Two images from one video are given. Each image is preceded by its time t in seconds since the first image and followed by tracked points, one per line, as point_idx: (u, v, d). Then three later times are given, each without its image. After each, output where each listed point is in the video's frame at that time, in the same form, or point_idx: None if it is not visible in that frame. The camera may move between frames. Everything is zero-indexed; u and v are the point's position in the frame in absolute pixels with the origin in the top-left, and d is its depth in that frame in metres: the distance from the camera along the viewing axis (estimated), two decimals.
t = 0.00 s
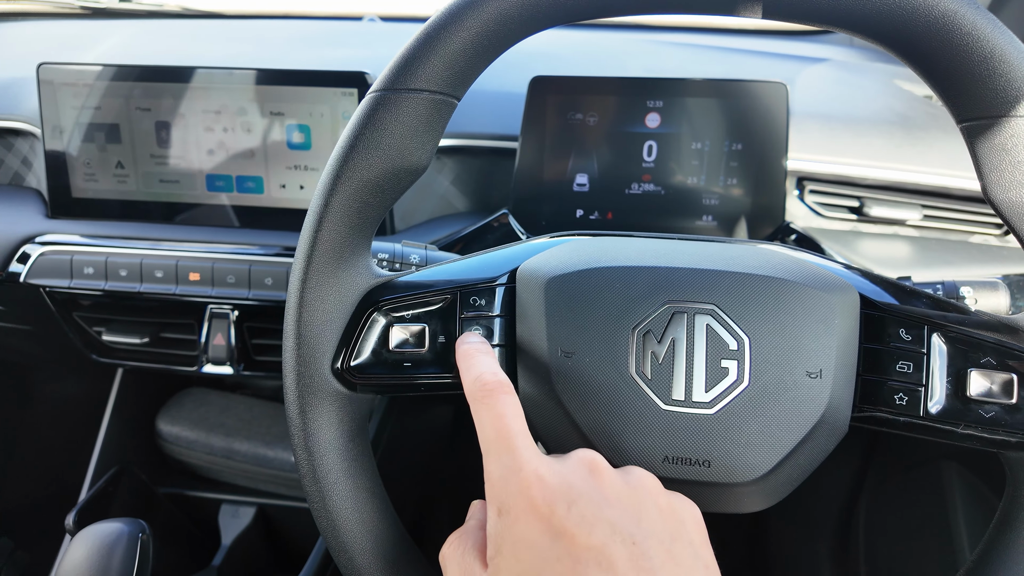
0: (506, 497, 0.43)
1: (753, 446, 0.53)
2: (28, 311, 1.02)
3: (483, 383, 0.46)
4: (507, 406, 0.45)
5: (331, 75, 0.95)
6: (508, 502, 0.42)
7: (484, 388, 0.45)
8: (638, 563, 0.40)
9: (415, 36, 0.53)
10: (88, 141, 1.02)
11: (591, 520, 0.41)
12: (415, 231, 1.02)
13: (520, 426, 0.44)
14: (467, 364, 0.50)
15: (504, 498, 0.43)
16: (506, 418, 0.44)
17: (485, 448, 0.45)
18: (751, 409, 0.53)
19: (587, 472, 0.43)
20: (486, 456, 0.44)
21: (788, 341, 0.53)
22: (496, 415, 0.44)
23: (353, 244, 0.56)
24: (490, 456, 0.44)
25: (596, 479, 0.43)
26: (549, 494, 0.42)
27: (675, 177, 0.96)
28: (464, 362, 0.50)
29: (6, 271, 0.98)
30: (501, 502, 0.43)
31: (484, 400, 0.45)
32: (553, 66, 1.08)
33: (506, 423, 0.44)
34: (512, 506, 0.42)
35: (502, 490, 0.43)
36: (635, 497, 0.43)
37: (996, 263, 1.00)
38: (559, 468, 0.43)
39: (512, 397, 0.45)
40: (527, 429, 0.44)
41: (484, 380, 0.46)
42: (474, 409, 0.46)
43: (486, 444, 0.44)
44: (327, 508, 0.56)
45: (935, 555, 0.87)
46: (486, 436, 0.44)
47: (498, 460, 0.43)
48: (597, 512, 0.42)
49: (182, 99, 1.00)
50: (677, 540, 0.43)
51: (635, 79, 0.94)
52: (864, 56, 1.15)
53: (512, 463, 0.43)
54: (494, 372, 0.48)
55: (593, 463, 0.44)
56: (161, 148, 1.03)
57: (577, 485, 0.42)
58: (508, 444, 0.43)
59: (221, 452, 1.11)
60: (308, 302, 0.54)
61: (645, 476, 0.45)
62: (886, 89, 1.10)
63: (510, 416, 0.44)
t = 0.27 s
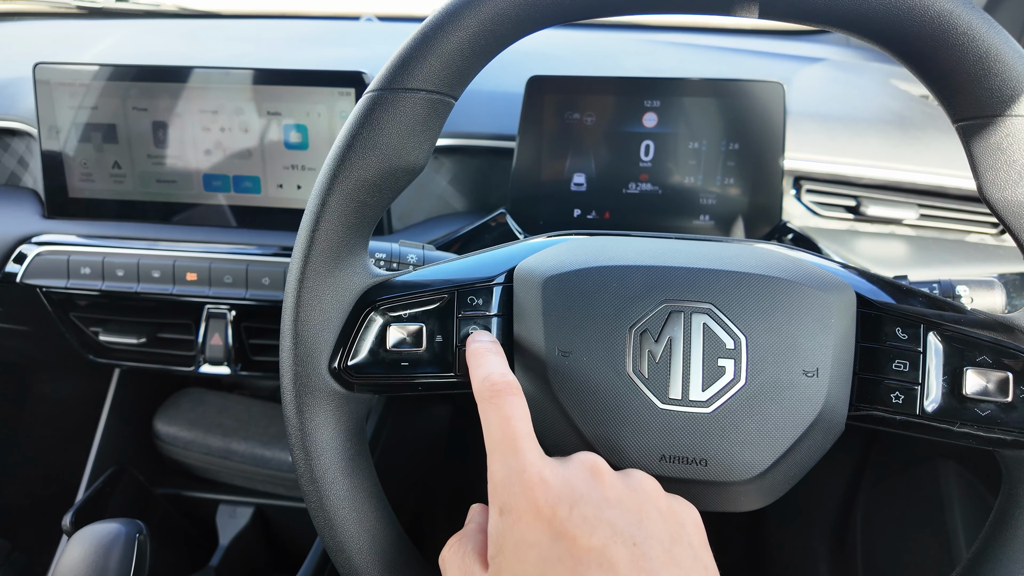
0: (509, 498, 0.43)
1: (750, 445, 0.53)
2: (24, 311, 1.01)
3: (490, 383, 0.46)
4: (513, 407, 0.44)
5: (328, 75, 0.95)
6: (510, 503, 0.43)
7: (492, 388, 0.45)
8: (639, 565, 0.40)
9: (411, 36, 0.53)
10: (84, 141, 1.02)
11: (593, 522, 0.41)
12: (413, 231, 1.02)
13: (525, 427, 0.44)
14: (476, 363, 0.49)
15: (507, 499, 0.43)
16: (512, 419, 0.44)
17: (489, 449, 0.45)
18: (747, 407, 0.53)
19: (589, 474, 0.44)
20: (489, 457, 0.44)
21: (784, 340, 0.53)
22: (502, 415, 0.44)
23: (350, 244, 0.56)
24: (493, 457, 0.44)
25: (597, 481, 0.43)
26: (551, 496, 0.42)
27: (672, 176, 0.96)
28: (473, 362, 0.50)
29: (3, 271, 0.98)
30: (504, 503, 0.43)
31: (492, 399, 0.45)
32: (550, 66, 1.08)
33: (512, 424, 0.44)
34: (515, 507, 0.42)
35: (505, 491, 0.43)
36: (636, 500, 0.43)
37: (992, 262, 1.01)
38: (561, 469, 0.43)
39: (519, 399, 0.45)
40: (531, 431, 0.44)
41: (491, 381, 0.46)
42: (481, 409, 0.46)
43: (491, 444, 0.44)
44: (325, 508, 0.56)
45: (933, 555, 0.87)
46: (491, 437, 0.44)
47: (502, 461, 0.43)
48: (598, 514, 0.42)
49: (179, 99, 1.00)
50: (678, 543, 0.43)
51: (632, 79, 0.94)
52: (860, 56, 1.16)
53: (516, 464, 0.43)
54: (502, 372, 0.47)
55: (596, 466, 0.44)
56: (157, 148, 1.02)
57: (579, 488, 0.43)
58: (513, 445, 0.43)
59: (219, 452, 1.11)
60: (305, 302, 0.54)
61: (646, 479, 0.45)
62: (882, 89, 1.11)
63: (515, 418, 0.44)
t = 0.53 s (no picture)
0: (521, 494, 0.42)
1: (749, 445, 0.53)
2: (20, 312, 1.01)
3: (501, 370, 0.44)
4: (526, 398, 0.42)
5: (325, 74, 0.95)
6: (523, 500, 0.42)
7: (504, 375, 0.43)
8: (652, 567, 0.41)
9: (408, 34, 0.53)
10: (80, 140, 1.01)
11: (607, 523, 0.41)
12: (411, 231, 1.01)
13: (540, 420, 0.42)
14: (484, 348, 0.47)
15: (520, 496, 0.42)
16: (525, 412, 0.42)
17: (499, 440, 0.43)
18: (746, 407, 0.53)
19: (603, 472, 0.43)
20: (498, 449, 0.43)
21: (783, 339, 0.53)
22: (515, 407, 0.42)
23: (347, 244, 0.55)
24: (504, 450, 0.42)
25: (612, 479, 0.43)
26: (566, 494, 0.42)
27: (670, 176, 0.96)
28: (479, 346, 0.47)
29: None
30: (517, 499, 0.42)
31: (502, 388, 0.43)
32: (548, 65, 1.08)
33: (525, 416, 0.42)
34: (528, 504, 0.42)
35: (517, 486, 0.42)
36: (648, 499, 0.44)
37: (990, 262, 1.01)
38: (576, 467, 0.43)
39: (532, 388, 0.43)
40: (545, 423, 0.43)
41: (501, 367, 0.44)
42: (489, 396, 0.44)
43: (501, 436, 0.42)
44: (322, 509, 0.56)
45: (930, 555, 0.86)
46: (501, 428, 0.42)
47: (515, 455, 0.42)
48: (612, 514, 0.42)
49: (176, 98, 1.00)
50: (689, 543, 0.43)
51: (630, 79, 0.94)
52: (858, 55, 1.16)
53: (530, 459, 0.42)
54: (512, 359, 0.45)
55: (609, 462, 0.44)
56: (154, 148, 1.02)
57: (593, 486, 0.42)
58: (526, 438, 0.42)
59: (216, 453, 1.10)
60: (302, 302, 0.54)
61: (657, 476, 0.45)
62: (880, 89, 1.11)
63: (529, 410, 0.42)
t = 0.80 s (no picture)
0: (518, 494, 0.42)
1: (750, 446, 0.53)
2: (20, 313, 1.01)
3: (499, 378, 0.46)
4: (523, 403, 0.44)
5: (325, 76, 0.95)
6: (520, 500, 0.42)
7: (502, 383, 0.45)
8: (648, 563, 0.40)
9: (410, 37, 0.53)
10: (80, 142, 1.01)
11: (603, 520, 0.41)
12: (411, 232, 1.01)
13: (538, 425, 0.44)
14: (483, 359, 0.49)
15: (517, 496, 0.42)
16: (522, 416, 0.44)
17: (497, 445, 0.44)
18: (748, 408, 0.53)
19: (598, 471, 0.43)
20: (497, 453, 0.44)
21: (784, 340, 0.53)
22: (513, 412, 0.44)
23: (349, 246, 0.55)
24: (502, 454, 0.44)
25: (607, 479, 0.43)
26: (562, 493, 0.42)
27: (670, 177, 0.96)
28: (479, 357, 0.50)
29: None
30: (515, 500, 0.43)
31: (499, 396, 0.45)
32: (548, 66, 1.08)
33: (522, 420, 0.44)
34: (526, 504, 0.42)
35: (514, 487, 0.43)
36: (644, 498, 0.43)
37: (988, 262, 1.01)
38: (571, 467, 0.43)
39: (529, 394, 0.45)
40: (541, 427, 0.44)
41: (499, 376, 0.46)
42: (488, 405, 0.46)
43: (500, 440, 0.44)
44: (325, 510, 0.56)
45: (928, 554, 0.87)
46: (499, 433, 0.44)
47: (513, 457, 0.43)
48: (608, 512, 0.42)
49: (176, 100, 1.00)
50: (685, 541, 0.43)
51: (630, 80, 0.94)
52: (857, 56, 1.16)
53: (527, 460, 0.43)
54: (509, 367, 0.47)
55: (606, 463, 0.44)
56: (154, 149, 1.02)
57: (589, 484, 0.43)
58: (523, 441, 0.43)
59: (217, 454, 1.10)
60: (304, 304, 0.54)
61: (653, 476, 0.45)
62: (878, 90, 1.11)
63: (526, 415, 0.44)
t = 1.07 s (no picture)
0: (504, 494, 0.43)
1: (747, 444, 0.53)
2: (18, 313, 1.01)
3: (486, 381, 0.47)
4: (509, 405, 0.45)
5: (323, 76, 0.95)
6: (507, 499, 0.43)
7: (488, 386, 0.46)
8: (635, 557, 0.40)
9: (408, 37, 0.53)
10: (78, 142, 1.01)
11: (589, 515, 0.41)
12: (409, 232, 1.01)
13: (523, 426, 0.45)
14: (471, 362, 0.51)
15: (504, 496, 0.43)
16: (507, 418, 0.45)
17: (485, 447, 0.45)
18: (744, 407, 0.53)
19: (584, 469, 0.44)
20: (485, 455, 0.45)
21: (780, 339, 0.53)
22: (498, 413, 0.45)
23: (347, 246, 0.56)
24: (490, 455, 0.45)
25: (594, 476, 0.43)
26: (546, 491, 0.42)
27: (667, 177, 0.96)
28: (467, 362, 0.51)
29: None
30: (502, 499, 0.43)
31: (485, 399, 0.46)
32: (546, 66, 1.08)
33: (507, 421, 0.44)
34: (512, 503, 0.43)
35: (501, 487, 0.43)
36: (631, 494, 0.43)
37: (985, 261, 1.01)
38: (556, 466, 0.43)
39: (515, 396, 0.46)
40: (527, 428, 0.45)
41: (486, 379, 0.47)
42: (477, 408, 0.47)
43: (487, 442, 0.45)
44: (323, 509, 0.56)
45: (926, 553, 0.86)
46: (486, 435, 0.45)
47: (500, 457, 0.44)
48: (594, 508, 0.42)
49: (173, 100, 1.00)
50: (673, 536, 0.42)
51: (628, 80, 0.94)
52: (854, 56, 1.16)
53: (512, 460, 0.43)
54: (495, 369, 0.49)
55: (592, 461, 0.44)
56: (152, 149, 1.02)
57: (574, 482, 0.43)
58: (508, 442, 0.44)
59: (215, 454, 1.10)
60: (302, 304, 0.54)
61: (641, 474, 0.45)
62: (876, 89, 1.11)
63: (511, 416, 0.45)
